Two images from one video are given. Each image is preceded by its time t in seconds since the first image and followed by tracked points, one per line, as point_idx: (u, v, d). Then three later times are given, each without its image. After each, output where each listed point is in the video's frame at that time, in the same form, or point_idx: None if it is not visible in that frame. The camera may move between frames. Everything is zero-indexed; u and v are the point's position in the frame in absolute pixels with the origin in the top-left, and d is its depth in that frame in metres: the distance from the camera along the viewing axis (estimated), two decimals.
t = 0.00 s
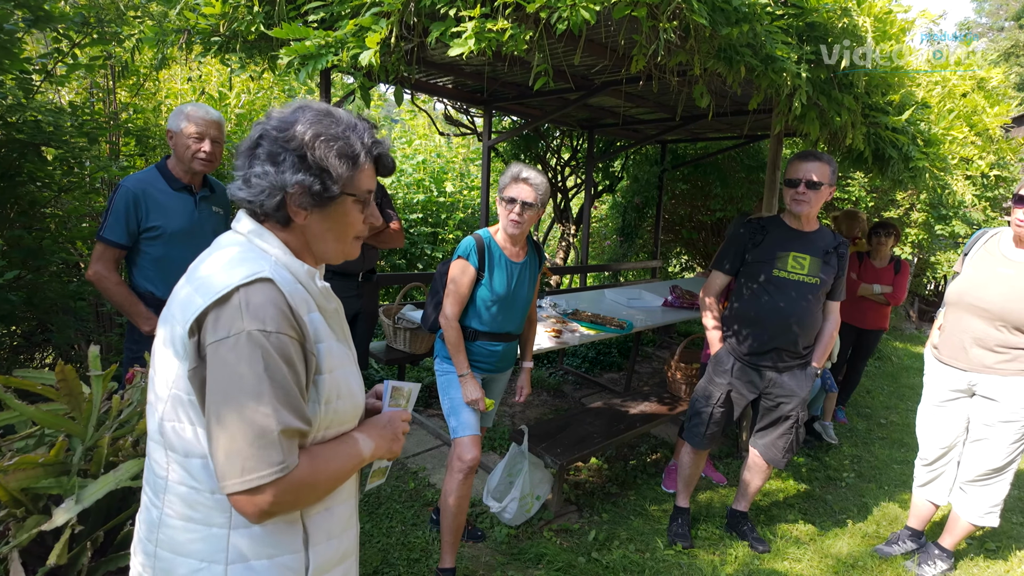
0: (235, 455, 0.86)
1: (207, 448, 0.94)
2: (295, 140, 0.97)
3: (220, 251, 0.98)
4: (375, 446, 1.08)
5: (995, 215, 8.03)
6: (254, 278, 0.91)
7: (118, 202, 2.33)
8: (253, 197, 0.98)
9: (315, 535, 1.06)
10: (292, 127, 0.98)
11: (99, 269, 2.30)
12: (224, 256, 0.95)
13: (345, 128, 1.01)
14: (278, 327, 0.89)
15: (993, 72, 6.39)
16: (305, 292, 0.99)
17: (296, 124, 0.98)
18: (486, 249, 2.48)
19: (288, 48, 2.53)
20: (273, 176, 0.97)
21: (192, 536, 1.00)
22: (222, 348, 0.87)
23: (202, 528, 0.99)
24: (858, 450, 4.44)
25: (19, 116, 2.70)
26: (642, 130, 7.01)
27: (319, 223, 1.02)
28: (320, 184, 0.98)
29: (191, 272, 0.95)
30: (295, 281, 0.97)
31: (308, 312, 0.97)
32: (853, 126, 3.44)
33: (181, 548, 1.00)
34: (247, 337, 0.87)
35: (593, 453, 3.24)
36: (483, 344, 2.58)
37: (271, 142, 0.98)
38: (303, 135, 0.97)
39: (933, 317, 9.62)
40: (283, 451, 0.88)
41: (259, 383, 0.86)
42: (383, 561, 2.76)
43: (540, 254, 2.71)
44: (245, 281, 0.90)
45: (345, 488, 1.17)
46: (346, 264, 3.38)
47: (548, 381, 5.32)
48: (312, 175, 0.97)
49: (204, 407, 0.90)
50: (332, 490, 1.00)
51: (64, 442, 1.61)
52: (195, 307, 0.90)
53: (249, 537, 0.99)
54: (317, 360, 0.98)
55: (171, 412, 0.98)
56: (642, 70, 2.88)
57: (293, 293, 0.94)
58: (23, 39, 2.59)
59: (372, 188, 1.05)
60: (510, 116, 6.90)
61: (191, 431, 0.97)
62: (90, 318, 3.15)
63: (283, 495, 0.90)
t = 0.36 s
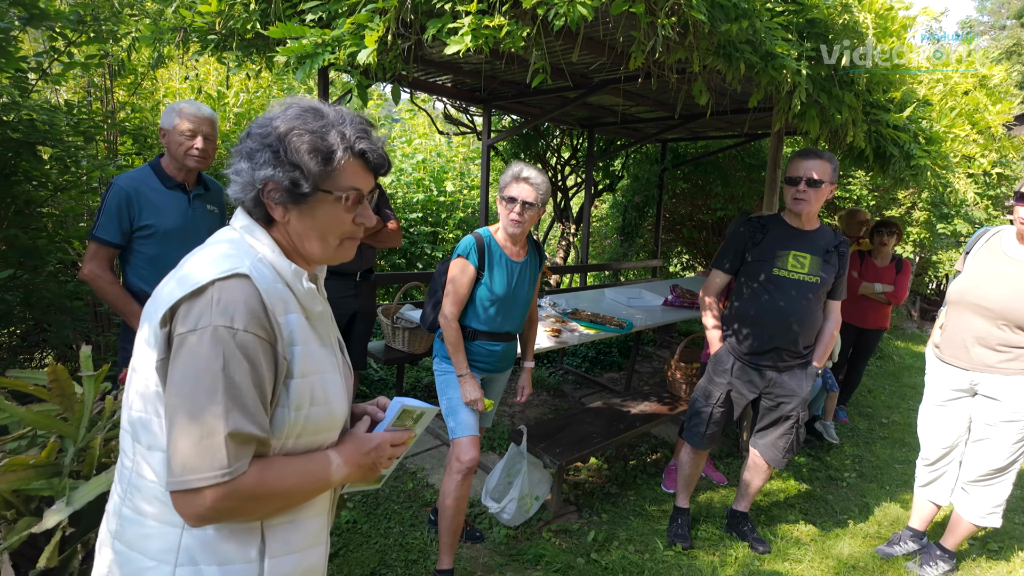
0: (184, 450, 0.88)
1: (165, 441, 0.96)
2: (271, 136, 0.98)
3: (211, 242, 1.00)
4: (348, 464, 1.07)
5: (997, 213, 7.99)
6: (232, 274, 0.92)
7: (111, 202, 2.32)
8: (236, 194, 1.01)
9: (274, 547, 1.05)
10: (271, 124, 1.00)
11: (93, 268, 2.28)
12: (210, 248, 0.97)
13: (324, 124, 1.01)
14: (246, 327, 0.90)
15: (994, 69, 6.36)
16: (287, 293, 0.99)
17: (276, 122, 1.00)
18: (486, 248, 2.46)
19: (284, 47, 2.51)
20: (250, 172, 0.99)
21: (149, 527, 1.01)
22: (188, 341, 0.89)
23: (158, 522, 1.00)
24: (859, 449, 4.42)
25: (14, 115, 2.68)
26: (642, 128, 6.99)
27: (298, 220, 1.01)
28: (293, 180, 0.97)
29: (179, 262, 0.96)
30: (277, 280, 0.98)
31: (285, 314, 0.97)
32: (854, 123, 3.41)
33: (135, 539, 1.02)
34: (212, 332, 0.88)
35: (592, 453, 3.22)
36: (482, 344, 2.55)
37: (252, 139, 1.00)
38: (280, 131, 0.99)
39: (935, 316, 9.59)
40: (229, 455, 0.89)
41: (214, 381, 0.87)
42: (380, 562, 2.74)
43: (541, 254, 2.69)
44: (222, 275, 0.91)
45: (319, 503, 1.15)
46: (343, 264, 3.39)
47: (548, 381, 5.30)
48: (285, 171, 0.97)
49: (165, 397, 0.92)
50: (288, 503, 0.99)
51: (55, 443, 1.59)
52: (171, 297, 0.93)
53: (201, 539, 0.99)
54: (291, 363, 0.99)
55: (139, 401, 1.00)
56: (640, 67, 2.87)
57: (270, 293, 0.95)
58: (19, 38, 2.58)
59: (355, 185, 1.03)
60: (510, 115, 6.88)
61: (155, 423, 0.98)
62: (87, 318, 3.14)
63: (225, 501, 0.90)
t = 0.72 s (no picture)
0: (143, 452, 0.86)
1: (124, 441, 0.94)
2: (218, 128, 0.95)
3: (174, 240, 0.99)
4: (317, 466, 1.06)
5: (997, 212, 7.96)
6: (196, 271, 0.91)
7: (100, 201, 2.30)
8: (196, 195, 0.99)
9: (237, 552, 1.03)
10: (217, 115, 0.96)
11: (82, 268, 2.28)
12: (175, 246, 0.96)
13: (270, 106, 0.97)
14: (208, 326, 0.89)
15: (994, 67, 6.34)
16: (252, 292, 0.98)
17: (221, 112, 0.96)
18: (480, 248, 2.43)
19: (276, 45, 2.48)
20: (203, 170, 0.96)
21: (107, 532, 0.99)
22: (148, 339, 0.87)
23: (116, 526, 0.98)
24: (858, 450, 4.40)
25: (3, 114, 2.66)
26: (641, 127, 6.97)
27: (260, 212, 0.99)
28: (247, 167, 0.94)
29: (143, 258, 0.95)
30: (243, 278, 0.97)
31: (249, 313, 0.96)
32: (852, 122, 3.39)
33: (94, 542, 1.00)
34: (174, 330, 0.86)
35: (588, 454, 3.19)
36: (476, 344, 2.52)
37: (200, 136, 0.97)
38: (225, 122, 0.95)
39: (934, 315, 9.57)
40: (190, 458, 0.87)
41: (176, 380, 0.85)
42: (374, 566, 2.72)
43: (537, 253, 2.65)
44: (185, 272, 0.90)
45: (286, 505, 1.13)
46: (338, 264, 3.35)
47: (545, 381, 5.28)
48: (238, 161, 0.94)
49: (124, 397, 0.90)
50: (252, 506, 0.98)
51: (39, 447, 1.56)
52: (132, 294, 0.91)
53: (159, 544, 0.97)
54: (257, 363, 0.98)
55: (100, 400, 0.98)
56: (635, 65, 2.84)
57: (236, 291, 0.94)
58: (8, 36, 2.55)
59: (312, 165, 0.99)
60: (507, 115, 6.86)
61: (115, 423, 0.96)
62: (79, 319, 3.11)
63: (186, 505, 0.89)
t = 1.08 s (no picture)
0: (84, 445, 0.87)
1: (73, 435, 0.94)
2: (177, 117, 0.96)
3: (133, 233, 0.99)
4: (272, 465, 1.07)
5: (1007, 210, 7.85)
6: (147, 263, 0.92)
7: (92, 199, 2.28)
8: (157, 186, 0.99)
9: (190, 552, 1.03)
10: (178, 105, 0.97)
11: (73, 267, 2.24)
12: (132, 238, 0.97)
13: (232, 96, 0.99)
14: (156, 317, 0.89)
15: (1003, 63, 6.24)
16: (206, 284, 0.98)
17: (182, 102, 0.97)
18: (475, 246, 2.40)
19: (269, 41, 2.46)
20: (163, 159, 0.97)
21: (57, 527, 1.00)
22: (95, 330, 0.88)
23: (66, 521, 0.99)
24: (864, 451, 4.33)
25: None
26: (645, 126, 6.91)
27: (222, 202, 0.99)
28: (208, 156, 0.95)
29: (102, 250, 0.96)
30: (198, 272, 0.98)
31: (203, 306, 0.97)
32: (855, 117, 3.33)
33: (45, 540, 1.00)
34: (120, 322, 0.87)
35: (588, 455, 3.14)
36: (470, 344, 2.48)
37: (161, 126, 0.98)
38: (186, 111, 0.96)
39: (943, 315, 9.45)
40: (131, 452, 0.87)
41: (120, 372, 0.86)
42: (369, 567, 2.68)
43: (533, 251, 2.62)
44: (135, 264, 0.91)
45: (248, 506, 1.14)
46: (335, 264, 3.31)
47: (547, 381, 5.23)
48: (198, 149, 0.95)
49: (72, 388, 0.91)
50: (201, 505, 0.98)
51: (22, 447, 1.56)
52: (83, 286, 0.92)
53: (108, 542, 0.97)
54: (209, 357, 0.99)
55: (52, 394, 0.99)
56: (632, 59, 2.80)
57: (187, 284, 0.95)
58: None
59: (275, 154, 1.01)
60: (510, 113, 6.82)
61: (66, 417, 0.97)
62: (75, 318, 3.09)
63: (124, 501, 0.89)
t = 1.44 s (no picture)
0: (73, 450, 0.85)
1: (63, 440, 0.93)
2: (157, 113, 0.94)
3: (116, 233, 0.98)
4: (269, 463, 1.06)
5: None
6: (131, 263, 0.90)
7: (101, 199, 2.30)
8: (138, 183, 0.98)
9: (187, 553, 1.02)
10: (158, 101, 0.96)
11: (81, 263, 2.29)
12: (115, 239, 0.95)
13: (214, 93, 0.97)
14: (143, 318, 0.88)
15: None
16: (193, 283, 0.97)
17: (163, 97, 0.96)
18: (481, 245, 2.37)
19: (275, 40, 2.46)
20: (144, 156, 0.95)
21: (52, 532, 0.98)
22: (80, 333, 0.86)
23: (60, 525, 0.98)
24: (887, 455, 4.20)
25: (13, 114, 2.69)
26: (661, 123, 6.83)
27: (204, 199, 0.98)
28: (188, 153, 0.94)
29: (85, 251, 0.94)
30: (184, 270, 0.96)
31: (190, 305, 0.96)
32: (874, 111, 3.24)
33: (40, 547, 0.99)
34: (106, 324, 0.85)
35: (598, 457, 3.09)
36: (476, 344, 2.46)
37: (141, 122, 0.96)
38: (166, 107, 0.95)
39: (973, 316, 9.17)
40: (123, 455, 0.86)
41: (108, 375, 0.84)
42: (376, 568, 2.67)
43: (540, 250, 2.59)
44: (120, 265, 0.89)
45: (245, 504, 1.13)
46: (344, 264, 3.30)
47: (561, 382, 5.18)
48: (179, 146, 0.94)
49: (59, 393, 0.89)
50: (198, 506, 0.97)
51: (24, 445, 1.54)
52: (66, 288, 0.90)
53: (104, 545, 0.96)
54: (199, 357, 0.97)
55: (39, 399, 0.97)
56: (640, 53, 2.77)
57: (174, 283, 0.93)
58: (13, 36, 2.57)
59: (257, 152, 0.99)
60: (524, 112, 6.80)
61: (54, 423, 0.95)
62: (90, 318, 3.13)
63: (119, 505, 0.87)
